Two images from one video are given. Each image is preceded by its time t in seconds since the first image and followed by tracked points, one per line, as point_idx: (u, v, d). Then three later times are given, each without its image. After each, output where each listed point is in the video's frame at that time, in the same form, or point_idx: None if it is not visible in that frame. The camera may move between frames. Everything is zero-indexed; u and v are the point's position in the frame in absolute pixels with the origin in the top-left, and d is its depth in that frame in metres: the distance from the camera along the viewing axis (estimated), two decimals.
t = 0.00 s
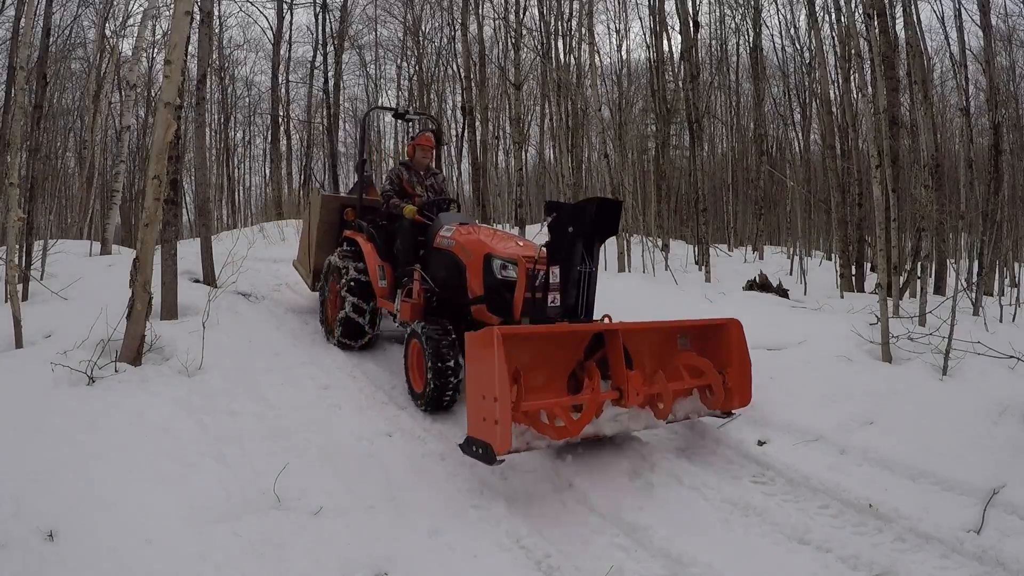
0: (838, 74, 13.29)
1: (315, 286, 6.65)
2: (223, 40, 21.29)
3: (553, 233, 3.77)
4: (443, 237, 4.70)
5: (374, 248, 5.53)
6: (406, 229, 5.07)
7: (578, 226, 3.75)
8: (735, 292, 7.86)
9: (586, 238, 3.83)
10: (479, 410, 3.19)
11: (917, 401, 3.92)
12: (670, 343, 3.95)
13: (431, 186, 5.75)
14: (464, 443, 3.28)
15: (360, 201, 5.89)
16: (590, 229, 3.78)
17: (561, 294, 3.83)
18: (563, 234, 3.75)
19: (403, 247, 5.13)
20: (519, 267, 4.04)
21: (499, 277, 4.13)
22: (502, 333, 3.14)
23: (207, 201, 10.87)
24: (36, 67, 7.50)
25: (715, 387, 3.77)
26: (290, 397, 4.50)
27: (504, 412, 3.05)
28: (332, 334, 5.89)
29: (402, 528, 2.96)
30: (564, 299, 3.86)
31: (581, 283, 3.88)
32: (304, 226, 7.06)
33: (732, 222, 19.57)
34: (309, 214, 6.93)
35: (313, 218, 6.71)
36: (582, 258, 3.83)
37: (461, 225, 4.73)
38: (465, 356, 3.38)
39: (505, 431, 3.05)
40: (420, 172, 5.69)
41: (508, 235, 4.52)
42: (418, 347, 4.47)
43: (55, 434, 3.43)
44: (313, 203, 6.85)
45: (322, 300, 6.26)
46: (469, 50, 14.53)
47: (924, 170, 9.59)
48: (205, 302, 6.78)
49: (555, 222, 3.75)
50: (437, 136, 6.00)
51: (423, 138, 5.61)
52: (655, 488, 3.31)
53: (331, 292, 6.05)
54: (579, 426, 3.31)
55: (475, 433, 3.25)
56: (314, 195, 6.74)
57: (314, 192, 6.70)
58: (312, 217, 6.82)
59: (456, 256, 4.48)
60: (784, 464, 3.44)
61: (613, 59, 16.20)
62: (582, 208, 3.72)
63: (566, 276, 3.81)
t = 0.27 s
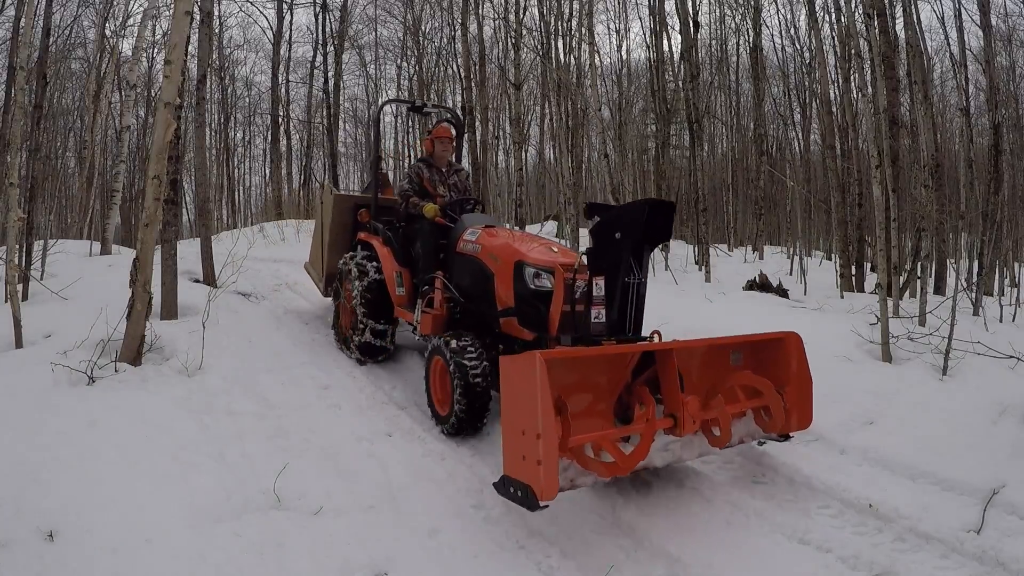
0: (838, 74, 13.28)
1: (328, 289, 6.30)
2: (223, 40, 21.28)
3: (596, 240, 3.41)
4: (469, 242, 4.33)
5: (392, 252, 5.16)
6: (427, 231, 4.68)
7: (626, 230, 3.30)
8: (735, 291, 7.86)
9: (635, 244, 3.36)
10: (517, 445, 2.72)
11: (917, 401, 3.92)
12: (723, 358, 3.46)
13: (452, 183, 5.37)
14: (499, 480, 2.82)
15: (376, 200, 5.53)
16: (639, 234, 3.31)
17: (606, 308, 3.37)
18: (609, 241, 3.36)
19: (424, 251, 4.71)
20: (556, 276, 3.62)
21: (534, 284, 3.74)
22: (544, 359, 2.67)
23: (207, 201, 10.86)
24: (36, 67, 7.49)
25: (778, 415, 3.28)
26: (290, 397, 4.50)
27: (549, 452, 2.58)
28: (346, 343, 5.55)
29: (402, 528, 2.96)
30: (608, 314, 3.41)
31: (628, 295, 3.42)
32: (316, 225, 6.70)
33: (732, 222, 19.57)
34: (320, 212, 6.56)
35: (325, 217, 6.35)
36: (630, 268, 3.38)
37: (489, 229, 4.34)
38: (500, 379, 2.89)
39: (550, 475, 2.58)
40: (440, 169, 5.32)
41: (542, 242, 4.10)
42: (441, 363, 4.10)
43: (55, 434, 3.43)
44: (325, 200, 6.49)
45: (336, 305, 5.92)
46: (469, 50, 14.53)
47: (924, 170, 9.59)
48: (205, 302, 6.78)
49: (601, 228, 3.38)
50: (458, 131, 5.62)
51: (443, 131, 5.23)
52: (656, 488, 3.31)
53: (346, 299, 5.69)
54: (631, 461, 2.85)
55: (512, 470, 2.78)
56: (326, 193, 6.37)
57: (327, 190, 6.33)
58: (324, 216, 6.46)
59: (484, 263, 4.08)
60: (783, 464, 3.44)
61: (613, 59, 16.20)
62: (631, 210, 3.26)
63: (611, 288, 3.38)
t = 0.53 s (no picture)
0: (838, 74, 13.27)
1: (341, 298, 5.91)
2: (223, 40, 21.28)
3: (658, 240, 2.84)
4: (498, 246, 3.89)
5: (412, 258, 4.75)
6: (447, 236, 4.26)
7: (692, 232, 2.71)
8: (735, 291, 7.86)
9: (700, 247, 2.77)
10: (572, 477, 2.31)
11: (917, 401, 3.92)
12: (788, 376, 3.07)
13: (472, 186, 5.01)
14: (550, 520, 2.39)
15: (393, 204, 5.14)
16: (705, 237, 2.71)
17: (669, 319, 2.82)
18: (673, 242, 2.79)
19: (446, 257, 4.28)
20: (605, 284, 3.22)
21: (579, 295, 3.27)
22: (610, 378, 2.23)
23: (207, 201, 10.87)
24: (36, 67, 7.50)
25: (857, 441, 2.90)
26: (290, 397, 4.50)
27: (614, 488, 2.17)
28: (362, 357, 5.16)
29: (402, 528, 2.97)
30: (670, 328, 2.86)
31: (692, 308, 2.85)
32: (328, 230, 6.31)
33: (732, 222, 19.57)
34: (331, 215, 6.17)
35: (336, 220, 5.95)
36: (695, 276, 2.80)
37: (521, 233, 3.90)
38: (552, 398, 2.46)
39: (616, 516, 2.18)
40: (458, 172, 4.96)
41: (583, 247, 3.64)
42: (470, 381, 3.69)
43: (55, 435, 3.43)
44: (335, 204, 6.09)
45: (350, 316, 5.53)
46: (469, 50, 14.55)
47: (924, 170, 9.59)
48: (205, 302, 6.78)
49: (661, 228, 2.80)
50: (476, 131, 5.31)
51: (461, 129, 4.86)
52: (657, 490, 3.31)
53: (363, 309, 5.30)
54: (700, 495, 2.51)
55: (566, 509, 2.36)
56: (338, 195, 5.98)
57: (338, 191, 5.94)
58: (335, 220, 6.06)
59: (517, 269, 3.64)
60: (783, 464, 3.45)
61: (613, 59, 16.19)
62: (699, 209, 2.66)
63: (675, 298, 2.81)
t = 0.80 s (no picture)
0: (839, 74, 13.27)
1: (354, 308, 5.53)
2: (223, 40, 21.28)
3: (742, 258, 2.44)
4: (534, 258, 3.47)
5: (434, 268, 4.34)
6: (476, 242, 3.91)
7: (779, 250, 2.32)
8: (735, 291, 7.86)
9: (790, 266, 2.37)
10: (660, 548, 2.06)
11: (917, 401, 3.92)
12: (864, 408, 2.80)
13: (500, 187, 4.65)
14: None
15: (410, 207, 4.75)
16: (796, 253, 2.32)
17: (753, 349, 2.41)
18: (759, 262, 2.38)
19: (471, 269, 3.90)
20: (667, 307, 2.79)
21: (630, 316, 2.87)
22: (714, 445, 1.95)
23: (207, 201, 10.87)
24: (36, 66, 7.50)
25: (944, 486, 2.66)
26: (290, 397, 4.50)
27: (716, 564, 1.91)
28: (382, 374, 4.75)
29: (402, 528, 2.97)
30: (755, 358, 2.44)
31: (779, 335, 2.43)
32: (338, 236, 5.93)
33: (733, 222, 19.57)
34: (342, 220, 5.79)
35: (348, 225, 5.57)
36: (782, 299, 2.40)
37: (560, 242, 3.47)
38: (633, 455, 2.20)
39: None
40: (485, 171, 4.61)
41: (633, 258, 3.22)
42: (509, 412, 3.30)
43: (55, 435, 3.43)
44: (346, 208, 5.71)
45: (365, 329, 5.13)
46: (469, 50, 14.56)
47: (924, 170, 9.59)
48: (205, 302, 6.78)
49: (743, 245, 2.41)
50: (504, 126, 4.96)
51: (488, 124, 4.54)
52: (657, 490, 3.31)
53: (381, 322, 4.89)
54: (793, 562, 2.29)
55: None
56: (349, 198, 5.61)
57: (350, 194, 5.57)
58: (346, 226, 5.68)
59: (558, 286, 3.23)
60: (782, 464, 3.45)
61: (613, 58, 16.18)
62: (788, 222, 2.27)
63: (761, 325, 2.39)
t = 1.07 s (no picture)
0: (839, 74, 13.28)
1: (366, 323, 5.10)
2: (223, 40, 21.28)
3: (850, 280, 1.99)
4: (581, 272, 3.03)
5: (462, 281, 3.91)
6: (506, 253, 3.56)
7: (899, 272, 1.87)
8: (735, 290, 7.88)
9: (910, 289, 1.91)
10: None
11: (916, 401, 3.92)
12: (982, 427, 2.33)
13: (530, 191, 4.26)
14: None
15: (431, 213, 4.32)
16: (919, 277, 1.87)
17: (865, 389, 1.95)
18: (874, 282, 1.93)
19: (505, 284, 3.49)
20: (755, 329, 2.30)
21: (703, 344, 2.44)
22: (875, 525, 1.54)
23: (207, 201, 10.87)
24: (36, 67, 7.50)
25: None
26: (290, 397, 4.50)
27: None
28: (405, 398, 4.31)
29: (402, 527, 2.97)
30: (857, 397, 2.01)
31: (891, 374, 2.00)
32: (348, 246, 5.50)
33: (732, 222, 19.58)
34: (352, 229, 5.37)
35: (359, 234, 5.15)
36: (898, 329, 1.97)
37: (610, 252, 3.03)
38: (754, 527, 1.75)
39: None
40: (516, 172, 4.22)
41: (699, 271, 2.78)
42: (563, 452, 2.87)
43: (54, 435, 3.43)
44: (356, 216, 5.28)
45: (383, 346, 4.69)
46: (469, 50, 14.58)
47: (924, 170, 9.59)
48: (204, 302, 6.78)
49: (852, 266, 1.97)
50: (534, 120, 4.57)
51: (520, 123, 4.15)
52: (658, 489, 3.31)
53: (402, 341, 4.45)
54: None
55: None
56: (361, 205, 5.18)
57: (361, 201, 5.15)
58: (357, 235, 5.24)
59: (613, 304, 2.78)
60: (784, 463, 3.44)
61: (613, 59, 16.19)
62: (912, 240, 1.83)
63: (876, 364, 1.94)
